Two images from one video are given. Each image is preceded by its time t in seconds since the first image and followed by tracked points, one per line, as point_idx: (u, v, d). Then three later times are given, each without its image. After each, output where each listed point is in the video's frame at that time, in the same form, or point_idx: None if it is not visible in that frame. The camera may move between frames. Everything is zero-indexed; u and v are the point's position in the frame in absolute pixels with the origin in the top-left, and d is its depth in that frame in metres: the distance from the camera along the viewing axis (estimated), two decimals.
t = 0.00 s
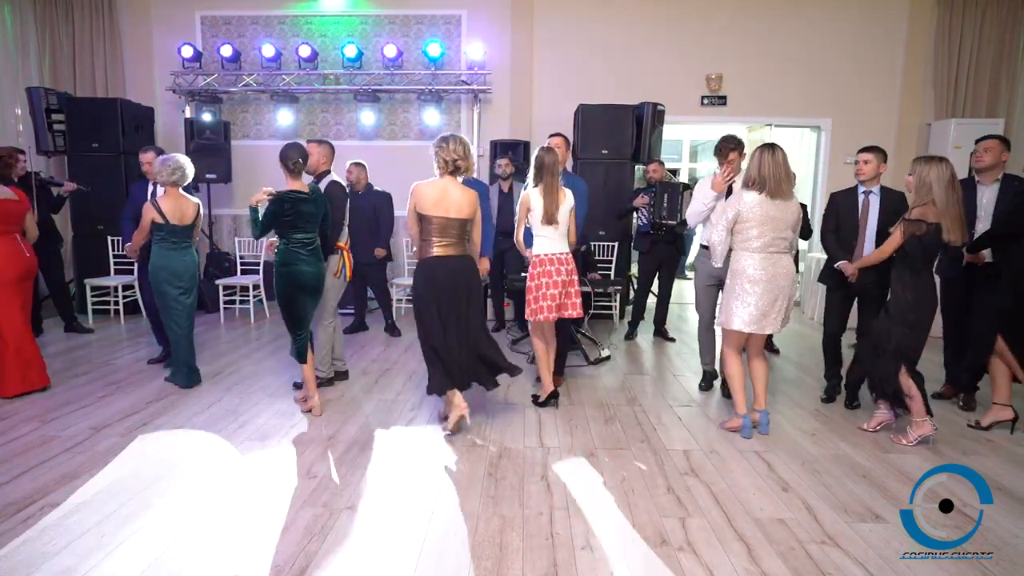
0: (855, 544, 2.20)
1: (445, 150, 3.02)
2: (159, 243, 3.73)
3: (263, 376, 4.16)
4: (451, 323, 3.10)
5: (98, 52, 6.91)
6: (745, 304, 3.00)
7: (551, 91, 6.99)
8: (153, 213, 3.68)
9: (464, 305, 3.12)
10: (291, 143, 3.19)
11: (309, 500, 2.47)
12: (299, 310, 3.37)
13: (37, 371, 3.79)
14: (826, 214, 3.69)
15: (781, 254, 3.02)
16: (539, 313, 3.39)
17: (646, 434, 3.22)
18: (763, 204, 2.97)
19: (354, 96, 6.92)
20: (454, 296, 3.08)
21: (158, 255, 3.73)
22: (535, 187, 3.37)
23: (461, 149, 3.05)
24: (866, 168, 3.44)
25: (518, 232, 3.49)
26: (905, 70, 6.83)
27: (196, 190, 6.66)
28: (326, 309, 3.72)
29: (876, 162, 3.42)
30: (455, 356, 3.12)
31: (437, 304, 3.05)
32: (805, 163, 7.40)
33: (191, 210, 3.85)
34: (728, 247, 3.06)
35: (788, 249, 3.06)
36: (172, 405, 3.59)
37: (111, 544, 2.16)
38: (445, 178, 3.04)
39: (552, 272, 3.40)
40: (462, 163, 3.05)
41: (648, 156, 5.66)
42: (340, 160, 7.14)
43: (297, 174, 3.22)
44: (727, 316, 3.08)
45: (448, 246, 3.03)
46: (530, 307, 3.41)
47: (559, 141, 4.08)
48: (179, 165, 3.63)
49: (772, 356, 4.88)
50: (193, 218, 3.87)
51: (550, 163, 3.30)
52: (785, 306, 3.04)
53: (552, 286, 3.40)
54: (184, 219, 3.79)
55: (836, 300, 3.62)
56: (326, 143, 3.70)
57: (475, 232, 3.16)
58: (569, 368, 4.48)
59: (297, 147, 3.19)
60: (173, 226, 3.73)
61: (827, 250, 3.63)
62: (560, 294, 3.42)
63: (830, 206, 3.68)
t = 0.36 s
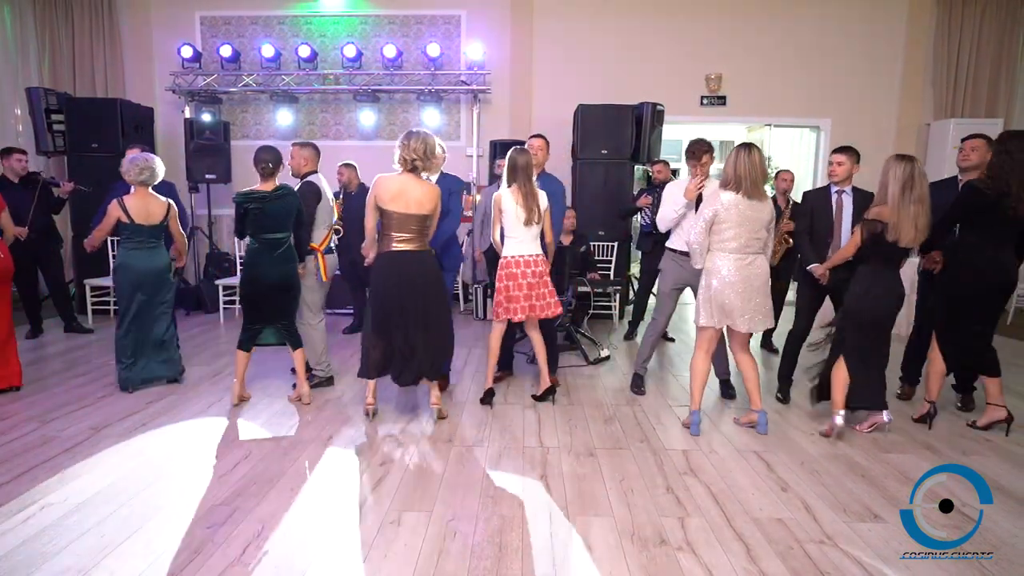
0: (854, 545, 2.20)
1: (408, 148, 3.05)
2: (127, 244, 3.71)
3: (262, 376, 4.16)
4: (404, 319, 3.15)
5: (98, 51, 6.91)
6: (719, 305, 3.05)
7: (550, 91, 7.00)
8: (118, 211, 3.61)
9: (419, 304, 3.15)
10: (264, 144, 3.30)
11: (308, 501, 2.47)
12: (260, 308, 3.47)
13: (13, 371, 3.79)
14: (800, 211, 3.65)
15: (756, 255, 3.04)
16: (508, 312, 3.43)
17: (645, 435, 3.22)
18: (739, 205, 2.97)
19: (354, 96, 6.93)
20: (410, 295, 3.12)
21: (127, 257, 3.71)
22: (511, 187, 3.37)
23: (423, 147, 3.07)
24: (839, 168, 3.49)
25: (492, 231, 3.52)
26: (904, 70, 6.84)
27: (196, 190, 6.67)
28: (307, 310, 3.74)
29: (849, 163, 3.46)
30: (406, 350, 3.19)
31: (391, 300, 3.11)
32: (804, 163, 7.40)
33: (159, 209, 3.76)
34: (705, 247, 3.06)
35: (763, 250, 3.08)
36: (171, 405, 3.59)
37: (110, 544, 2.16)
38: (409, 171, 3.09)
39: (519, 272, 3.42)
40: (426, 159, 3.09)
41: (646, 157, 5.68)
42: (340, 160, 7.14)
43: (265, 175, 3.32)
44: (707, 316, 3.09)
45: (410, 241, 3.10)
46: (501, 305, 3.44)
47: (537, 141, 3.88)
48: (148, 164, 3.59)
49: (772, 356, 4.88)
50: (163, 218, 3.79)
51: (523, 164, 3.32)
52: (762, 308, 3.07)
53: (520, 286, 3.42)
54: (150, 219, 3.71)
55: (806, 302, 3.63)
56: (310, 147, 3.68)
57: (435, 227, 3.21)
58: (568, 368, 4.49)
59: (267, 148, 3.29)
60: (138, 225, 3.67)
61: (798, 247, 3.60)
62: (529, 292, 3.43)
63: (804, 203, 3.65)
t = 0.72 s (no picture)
0: (853, 544, 2.21)
1: (376, 150, 3.06)
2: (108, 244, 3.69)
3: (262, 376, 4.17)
4: (370, 315, 3.15)
5: (97, 51, 6.91)
6: (697, 303, 3.04)
7: (550, 91, 7.00)
8: (93, 216, 3.64)
9: (387, 300, 3.17)
10: (234, 144, 3.34)
11: (307, 500, 2.48)
12: (228, 304, 3.48)
13: None
14: (781, 210, 3.66)
15: (735, 253, 3.05)
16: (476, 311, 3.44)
17: (645, 435, 3.23)
18: (717, 203, 2.97)
19: (354, 96, 6.93)
20: (376, 291, 3.13)
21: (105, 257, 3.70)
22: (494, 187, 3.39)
23: (387, 147, 3.07)
24: (828, 171, 3.45)
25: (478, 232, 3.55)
26: (903, 71, 6.85)
27: (196, 190, 6.67)
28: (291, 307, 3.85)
29: (838, 166, 3.44)
30: (374, 346, 3.20)
31: (358, 296, 3.13)
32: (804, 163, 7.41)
33: (136, 212, 3.70)
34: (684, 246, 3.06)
35: (743, 248, 3.08)
36: (171, 405, 3.60)
37: (110, 544, 2.17)
38: (378, 172, 3.08)
39: (494, 273, 3.43)
40: (394, 160, 3.07)
41: (646, 157, 5.71)
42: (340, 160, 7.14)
43: (231, 175, 3.35)
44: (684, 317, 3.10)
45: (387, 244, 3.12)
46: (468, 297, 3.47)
47: (524, 147, 3.85)
48: (126, 166, 3.55)
49: (772, 356, 4.88)
50: (141, 220, 3.73)
51: (506, 163, 3.34)
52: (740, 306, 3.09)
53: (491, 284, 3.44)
54: (124, 223, 3.68)
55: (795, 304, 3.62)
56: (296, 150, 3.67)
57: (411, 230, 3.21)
58: (568, 368, 4.49)
59: (235, 148, 3.31)
60: (112, 228, 3.66)
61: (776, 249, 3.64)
62: (497, 293, 3.44)
63: (785, 203, 3.65)
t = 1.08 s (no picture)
0: (853, 544, 2.20)
1: (365, 148, 3.06)
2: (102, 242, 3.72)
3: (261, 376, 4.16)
4: (367, 314, 3.15)
5: (96, 51, 6.90)
6: (694, 301, 3.05)
7: (550, 91, 6.99)
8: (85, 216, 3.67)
9: (384, 300, 3.15)
10: (228, 143, 3.35)
11: (307, 500, 2.47)
12: (227, 303, 3.48)
13: None
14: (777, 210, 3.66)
15: (735, 252, 3.03)
16: (496, 313, 3.41)
17: (644, 434, 3.22)
18: (713, 202, 2.98)
19: (354, 96, 6.92)
20: (374, 290, 3.12)
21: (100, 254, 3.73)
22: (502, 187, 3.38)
23: (378, 143, 3.07)
24: (827, 167, 3.47)
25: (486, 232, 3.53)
26: (903, 71, 6.85)
27: (195, 190, 6.67)
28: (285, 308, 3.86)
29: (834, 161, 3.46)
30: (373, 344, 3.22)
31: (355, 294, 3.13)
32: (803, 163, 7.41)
33: (128, 209, 3.68)
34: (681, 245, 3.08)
35: (742, 246, 3.06)
36: (170, 405, 3.59)
37: (108, 544, 2.16)
38: (371, 169, 3.09)
39: (512, 273, 3.41)
40: (385, 155, 3.08)
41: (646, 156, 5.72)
42: (339, 160, 7.13)
43: (225, 174, 3.36)
44: (682, 316, 3.12)
45: (383, 241, 3.12)
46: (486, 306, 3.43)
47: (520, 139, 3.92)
48: (118, 165, 3.57)
49: (772, 356, 4.87)
50: (132, 217, 3.71)
51: (513, 164, 3.33)
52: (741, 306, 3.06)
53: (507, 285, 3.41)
54: (114, 221, 3.67)
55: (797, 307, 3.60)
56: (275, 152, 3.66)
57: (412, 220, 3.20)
58: (568, 368, 4.48)
59: (229, 146, 3.32)
60: (103, 226, 3.67)
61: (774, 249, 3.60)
62: (520, 292, 3.43)
63: (780, 202, 3.66)
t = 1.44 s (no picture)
0: (852, 544, 2.20)
1: (366, 157, 3.06)
2: (111, 242, 3.73)
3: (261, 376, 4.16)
4: (369, 319, 3.14)
5: (96, 51, 6.90)
6: (691, 303, 3.05)
7: (550, 91, 6.99)
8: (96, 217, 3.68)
9: (385, 305, 3.14)
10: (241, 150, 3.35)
11: (307, 500, 2.47)
12: (233, 305, 3.50)
13: None
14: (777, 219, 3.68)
15: (729, 254, 3.01)
16: (511, 313, 3.39)
17: (644, 435, 3.22)
18: (709, 206, 2.98)
19: (354, 96, 6.93)
20: (376, 295, 3.12)
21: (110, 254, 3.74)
22: (505, 187, 3.41)
23: (382, 152, 3.06)
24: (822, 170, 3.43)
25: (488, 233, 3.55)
26: (903, 71, 6.85)
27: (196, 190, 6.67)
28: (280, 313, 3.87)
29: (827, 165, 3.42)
30: (377, 350, 3.19)
31: (359, 300, 3.13)
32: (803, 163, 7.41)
33: (139, 212, 3.75)
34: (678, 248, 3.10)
35: (739, 248, 3.05)
36: (170, 405, 3.59)
37: (109, 544, 2.16)
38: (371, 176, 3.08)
39: (522, 272, 3.42)
40: (385, 160, 3.06)
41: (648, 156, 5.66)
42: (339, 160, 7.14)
43: (238, 180, 3.37)
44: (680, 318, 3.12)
45: (390, 250, 3.11)
46: (505, 307, 3.41)
47: (511, 139, 3.90)
48: (128, 166, 3.63)
49: (772, 356, 4.86)
50: (142, 220, 3.77)
51: (515, 163, 3.39)
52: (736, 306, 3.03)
53: (513, 288, 3.40)
54: (126, 223, 3.71)
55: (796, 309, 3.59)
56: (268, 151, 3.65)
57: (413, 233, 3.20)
58: (568, 368, 4.48)
59: (242, 154, 3.32)
60: (115, 228, 3.70)
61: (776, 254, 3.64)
62: (533, 294, 3.44)
63: (779, 211, 3.66)
